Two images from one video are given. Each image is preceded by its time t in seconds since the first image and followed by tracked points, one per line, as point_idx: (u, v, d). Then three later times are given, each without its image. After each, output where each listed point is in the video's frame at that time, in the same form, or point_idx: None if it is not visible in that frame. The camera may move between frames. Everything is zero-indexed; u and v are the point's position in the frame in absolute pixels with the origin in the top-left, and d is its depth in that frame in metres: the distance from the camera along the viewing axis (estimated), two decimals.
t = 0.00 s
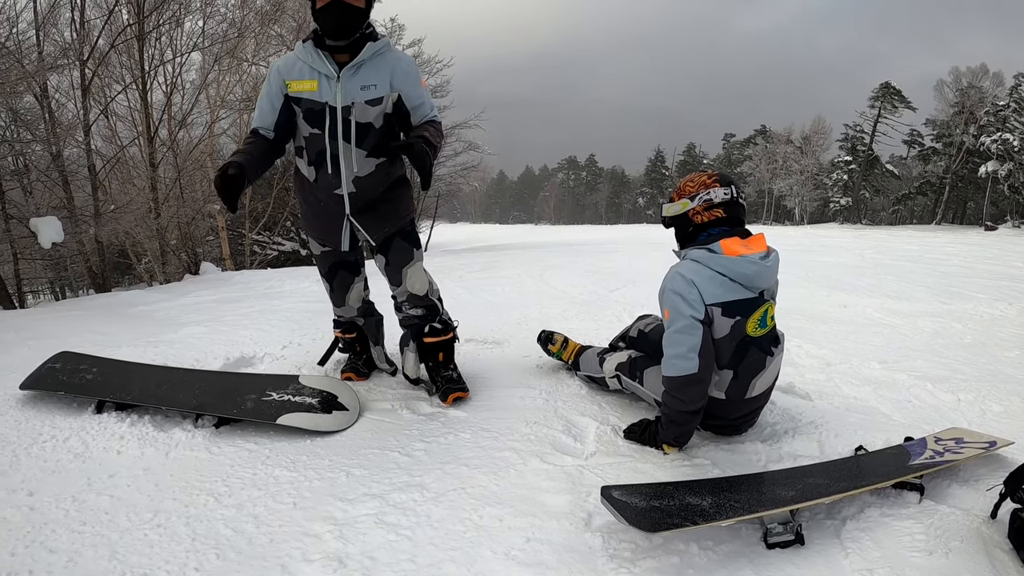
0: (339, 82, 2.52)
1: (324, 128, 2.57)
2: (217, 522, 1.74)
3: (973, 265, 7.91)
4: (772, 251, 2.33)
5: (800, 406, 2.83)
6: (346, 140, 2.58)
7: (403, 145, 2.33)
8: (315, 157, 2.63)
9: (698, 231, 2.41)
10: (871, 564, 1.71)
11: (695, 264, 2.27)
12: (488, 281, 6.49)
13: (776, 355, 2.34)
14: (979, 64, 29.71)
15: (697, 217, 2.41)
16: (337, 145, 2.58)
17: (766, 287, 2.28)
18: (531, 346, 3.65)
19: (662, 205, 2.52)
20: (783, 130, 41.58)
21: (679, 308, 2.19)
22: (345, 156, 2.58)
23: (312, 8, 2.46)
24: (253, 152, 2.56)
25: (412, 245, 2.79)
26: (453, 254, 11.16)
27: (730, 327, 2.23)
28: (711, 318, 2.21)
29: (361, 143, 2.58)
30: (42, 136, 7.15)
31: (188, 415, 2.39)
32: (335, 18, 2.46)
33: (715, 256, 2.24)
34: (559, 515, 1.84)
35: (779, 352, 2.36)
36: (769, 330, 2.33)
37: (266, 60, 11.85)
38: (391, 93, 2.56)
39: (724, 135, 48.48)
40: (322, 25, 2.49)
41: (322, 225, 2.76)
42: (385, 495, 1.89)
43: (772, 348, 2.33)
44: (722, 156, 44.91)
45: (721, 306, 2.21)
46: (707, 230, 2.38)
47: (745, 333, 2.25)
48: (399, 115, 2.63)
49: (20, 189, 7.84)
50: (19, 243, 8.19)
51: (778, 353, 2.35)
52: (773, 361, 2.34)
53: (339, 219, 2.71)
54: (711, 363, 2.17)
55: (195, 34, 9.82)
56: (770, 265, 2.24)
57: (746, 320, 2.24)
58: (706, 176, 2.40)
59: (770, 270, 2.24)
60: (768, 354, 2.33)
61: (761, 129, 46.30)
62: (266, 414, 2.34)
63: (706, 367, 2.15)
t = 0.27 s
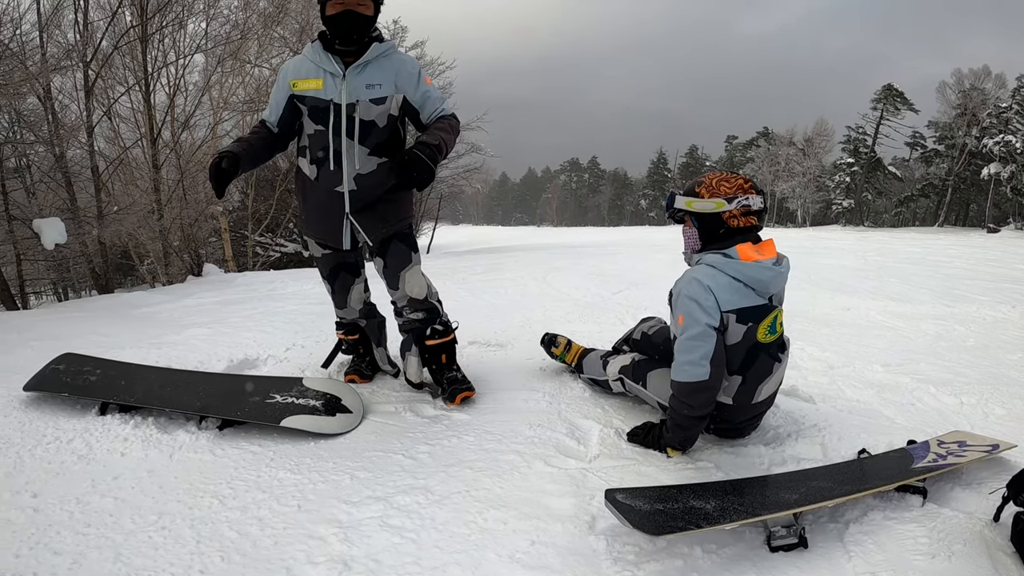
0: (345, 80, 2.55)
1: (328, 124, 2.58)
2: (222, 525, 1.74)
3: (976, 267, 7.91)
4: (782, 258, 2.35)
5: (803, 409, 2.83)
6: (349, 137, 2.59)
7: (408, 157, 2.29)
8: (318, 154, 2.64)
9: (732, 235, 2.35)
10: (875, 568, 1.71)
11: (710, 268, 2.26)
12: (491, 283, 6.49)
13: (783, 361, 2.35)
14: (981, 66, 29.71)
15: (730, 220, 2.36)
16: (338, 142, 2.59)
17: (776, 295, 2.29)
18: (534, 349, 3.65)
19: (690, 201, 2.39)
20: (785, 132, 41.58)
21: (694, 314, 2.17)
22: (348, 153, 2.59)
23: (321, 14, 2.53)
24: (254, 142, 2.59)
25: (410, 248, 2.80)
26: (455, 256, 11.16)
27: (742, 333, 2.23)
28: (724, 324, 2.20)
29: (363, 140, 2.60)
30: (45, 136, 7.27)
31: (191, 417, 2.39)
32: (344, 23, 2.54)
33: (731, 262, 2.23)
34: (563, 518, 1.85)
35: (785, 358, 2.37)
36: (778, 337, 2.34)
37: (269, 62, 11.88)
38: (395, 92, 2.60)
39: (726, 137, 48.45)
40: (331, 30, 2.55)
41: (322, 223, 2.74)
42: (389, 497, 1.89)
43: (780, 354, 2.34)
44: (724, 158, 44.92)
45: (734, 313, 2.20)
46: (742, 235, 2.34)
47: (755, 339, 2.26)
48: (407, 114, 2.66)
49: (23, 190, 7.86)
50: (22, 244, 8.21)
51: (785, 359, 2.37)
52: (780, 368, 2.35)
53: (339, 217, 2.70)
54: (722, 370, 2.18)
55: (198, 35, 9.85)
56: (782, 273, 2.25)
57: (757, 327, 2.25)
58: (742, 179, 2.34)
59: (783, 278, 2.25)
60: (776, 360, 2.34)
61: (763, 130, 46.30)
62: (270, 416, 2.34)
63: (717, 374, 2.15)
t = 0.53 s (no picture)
0: (341, 79, 2.57)
1: (322, 122, 2.64)
2: (221, 523, 1.74)
3: (975, 267, 7.92)
4: (789, 264, 2.37)
5: (802, 409, 2.83)
6: (340, 137, 2.62)
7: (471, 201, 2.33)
8: (314, 150, 2.72)
9: (759, 244, 2.35)
10: (873, 567, 1.71)
11: (722, 270, 2.24)
12: (490, 283, 6.49)
13: (785, 363, 2.37)
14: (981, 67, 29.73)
15: (760, 229, 2.37)
16: (332, 140, 2.64)
17: (782, 299, 2.30)
18: (533, 348, 3.65)
19: (733, 197, 2.31)
20: (785, 132, 41.58)
21: (705, 317, 2.16)
22: (338, 152, 2.63)
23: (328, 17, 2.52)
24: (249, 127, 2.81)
25: (397, 254, 2.72)
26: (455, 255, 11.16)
27: (748, 337, 2.24)
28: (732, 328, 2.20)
29: (354, 142, 2.62)
30: (44, 135, 7.29)
31: (190, 416, 2.39)
32: (351, 28, 2.54)
33: (744, 265, 2.23)
34: (562, 517, 1.85)
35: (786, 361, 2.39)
36: (781, 340, 2.35)
37: (269, 61, 11.88)
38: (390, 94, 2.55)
39: (726, 137, 48.43)
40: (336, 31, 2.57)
41: (316, 218, 2.79)
42: (388, 497, 1.88)
43: (783, 356, 2.36)
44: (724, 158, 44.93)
45: (743, 316, 2.20)
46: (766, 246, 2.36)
47: (759, 343, 2.27)
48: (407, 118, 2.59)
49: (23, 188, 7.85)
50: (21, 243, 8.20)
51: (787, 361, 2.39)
52: (780, 370, 2.38)
53: (329, 213, 2.73)
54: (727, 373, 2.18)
55: (198, 34, 9.84)
56: (790, 279, 2.27)
57: (762, 330, 2.26)
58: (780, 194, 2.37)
59: (790, 283, 2.26)
60: (778, 362, 2.36)
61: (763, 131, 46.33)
62: (269, 415, 2.34)
63: (723, 378, 2.16)
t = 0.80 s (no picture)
0: (351, 90, 2.56)
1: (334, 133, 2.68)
2: (223, 525, 1.74)
3: (976, 270, 7.92)
4: (799, 274, 2.37)
5: (804, 411, 2.83)
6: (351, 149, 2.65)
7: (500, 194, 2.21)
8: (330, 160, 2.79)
9: (773, 253, 2.32)
10: (875, 569, 1.71)
11: (731, 274, 2.24)
12: (492, 284, 6.49)
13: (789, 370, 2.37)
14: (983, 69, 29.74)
15: (776, 238, 2.33)
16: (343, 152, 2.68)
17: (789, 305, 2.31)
18: (535, 350, 3.65)
19: (755, 201, 2.27)
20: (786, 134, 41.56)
21: (712, 321, 2.16)
22: (350, 164, 2.66)
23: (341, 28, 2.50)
24: (250, 117, 2.88)
25: (407, 265, 2.69)
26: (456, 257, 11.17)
27: (753, 342, 2.24)
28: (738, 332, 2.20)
29: (364, 155, 2.64)
30: (46, 136, 7.25)
31: (192, 417, 2.39)
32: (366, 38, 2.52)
33: (754, 271, 2.23)
34: (565, 520, 1.85)
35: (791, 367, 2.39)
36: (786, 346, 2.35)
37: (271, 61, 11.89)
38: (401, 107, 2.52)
39: (727, 138, 48.42)
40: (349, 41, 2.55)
41: (336, 226, 2.88)
42: (390, 499, 1.88)
43: (787, 362, 2.36)
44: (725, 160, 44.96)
45: (750, 321, 2.21)
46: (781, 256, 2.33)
47: (764, 348, 2.27)
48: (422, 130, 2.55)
49: (24, 188, 7.85)
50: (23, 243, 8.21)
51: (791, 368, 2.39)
52: (784, 375, 2.38)
53: (346, 222, 2.79)
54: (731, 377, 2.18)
55: (200, 35, 9.84)
56: (799, 288, 2.27)
57: (768, 336, 2.26)
58: (801, 207, 2.34)
59: (799, 291, 2.26)
60: (782, 368, 2.36)
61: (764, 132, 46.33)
62: (271, 416, 2.34)
63: (728, 382, 2.16)
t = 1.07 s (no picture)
0: (373, 98, 2.54)
1: (358, 144, 2.66)
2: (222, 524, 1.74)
3: (975, 269, 7.94)
4: (803, 274, 2.36)
5: (803, 410, 2.83)
6: (378, 160, 2.63)
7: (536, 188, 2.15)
8: (353, 171, 2.77)
9: (778, 250, 2.33)
10: (874, 569, 1.72)
11: (736, 276, 2.24)
12: (491, 284, 6.49)
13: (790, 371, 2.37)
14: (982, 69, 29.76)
15: (779, 236, 2.35)
16: (369, 164, 2.66)
17: (791, 307, 2.31)
18: (535, 350, 3.65)
19: (752, 202, 2.30)
20: (786, 134, 41.57)
21: (715, 322, 2.16)
22: (377, 176, 2.64)
23: (360, 32, 2.50)
24: (272, 130, 2.93)
25: (429, 282, 2.70)
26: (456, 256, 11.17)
27: (757, 344, 2.24)
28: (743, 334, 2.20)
29: (391, 166, 2.61)
30: (46, 135, 7.26)
31: (191, 416, 2.40)
32: (383, 39, 2.49)
33: (759, 273, 2.22)
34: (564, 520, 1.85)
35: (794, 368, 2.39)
36: (789, 347, 2.35)
37: (270, 61, 11.88)
38: (427, 113, 2.49)
39: (727, 138, 48.43)
40: (370, 47, 2.54)
41: (359, 239, 2.85)
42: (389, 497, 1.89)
43: (789, 364, 2.36)
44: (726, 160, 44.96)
45: (754, 323, 2.20)
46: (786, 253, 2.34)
47: (767, 349, 2.27)
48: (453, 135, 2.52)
49: (24, 187, 7.86)
50: (22, 242, 8.21)
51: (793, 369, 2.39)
52: (786, 377, 2.38)
53: (371, 236, 2.77)
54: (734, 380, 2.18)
55: (199, 34, 9.83)
56: (803, 289, 2.27)
57: (771, 338, 2.26)
58: (799, 202, 2.36)
59: (803, 293, 2.26)
60: (784, 369, 2.36)
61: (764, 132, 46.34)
62: (270, 415, 2.34)
63: (730, 384, 2.16)
